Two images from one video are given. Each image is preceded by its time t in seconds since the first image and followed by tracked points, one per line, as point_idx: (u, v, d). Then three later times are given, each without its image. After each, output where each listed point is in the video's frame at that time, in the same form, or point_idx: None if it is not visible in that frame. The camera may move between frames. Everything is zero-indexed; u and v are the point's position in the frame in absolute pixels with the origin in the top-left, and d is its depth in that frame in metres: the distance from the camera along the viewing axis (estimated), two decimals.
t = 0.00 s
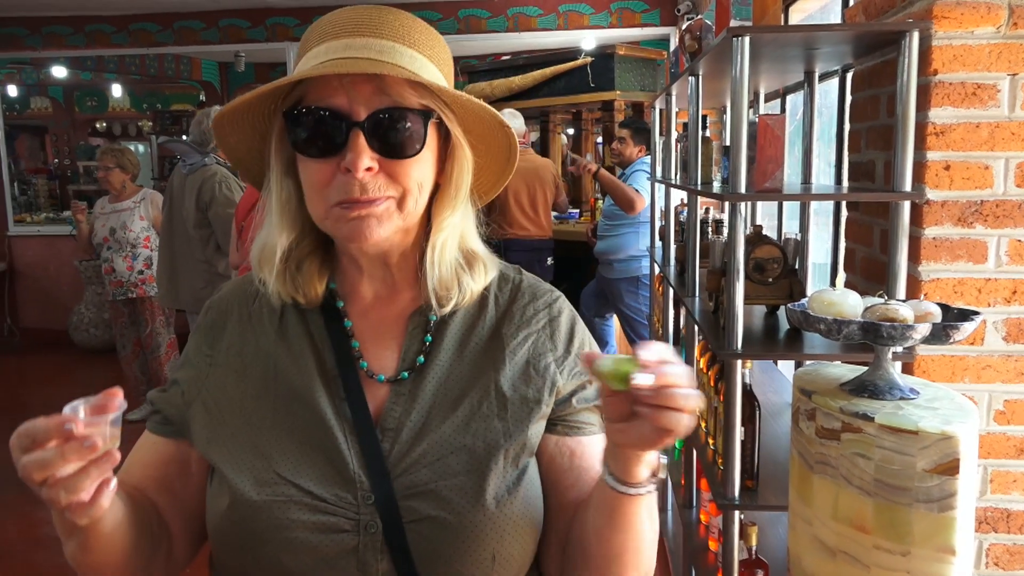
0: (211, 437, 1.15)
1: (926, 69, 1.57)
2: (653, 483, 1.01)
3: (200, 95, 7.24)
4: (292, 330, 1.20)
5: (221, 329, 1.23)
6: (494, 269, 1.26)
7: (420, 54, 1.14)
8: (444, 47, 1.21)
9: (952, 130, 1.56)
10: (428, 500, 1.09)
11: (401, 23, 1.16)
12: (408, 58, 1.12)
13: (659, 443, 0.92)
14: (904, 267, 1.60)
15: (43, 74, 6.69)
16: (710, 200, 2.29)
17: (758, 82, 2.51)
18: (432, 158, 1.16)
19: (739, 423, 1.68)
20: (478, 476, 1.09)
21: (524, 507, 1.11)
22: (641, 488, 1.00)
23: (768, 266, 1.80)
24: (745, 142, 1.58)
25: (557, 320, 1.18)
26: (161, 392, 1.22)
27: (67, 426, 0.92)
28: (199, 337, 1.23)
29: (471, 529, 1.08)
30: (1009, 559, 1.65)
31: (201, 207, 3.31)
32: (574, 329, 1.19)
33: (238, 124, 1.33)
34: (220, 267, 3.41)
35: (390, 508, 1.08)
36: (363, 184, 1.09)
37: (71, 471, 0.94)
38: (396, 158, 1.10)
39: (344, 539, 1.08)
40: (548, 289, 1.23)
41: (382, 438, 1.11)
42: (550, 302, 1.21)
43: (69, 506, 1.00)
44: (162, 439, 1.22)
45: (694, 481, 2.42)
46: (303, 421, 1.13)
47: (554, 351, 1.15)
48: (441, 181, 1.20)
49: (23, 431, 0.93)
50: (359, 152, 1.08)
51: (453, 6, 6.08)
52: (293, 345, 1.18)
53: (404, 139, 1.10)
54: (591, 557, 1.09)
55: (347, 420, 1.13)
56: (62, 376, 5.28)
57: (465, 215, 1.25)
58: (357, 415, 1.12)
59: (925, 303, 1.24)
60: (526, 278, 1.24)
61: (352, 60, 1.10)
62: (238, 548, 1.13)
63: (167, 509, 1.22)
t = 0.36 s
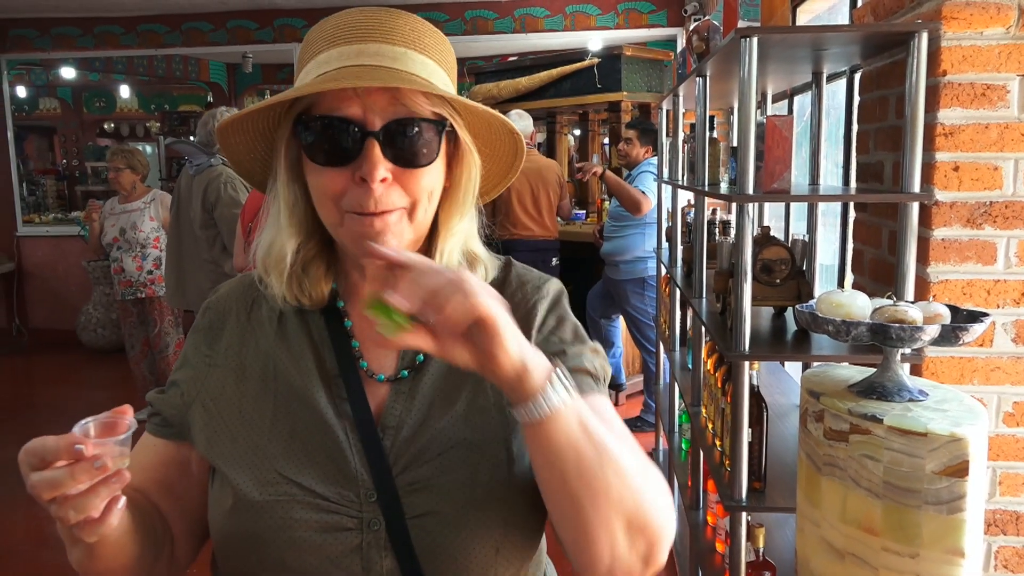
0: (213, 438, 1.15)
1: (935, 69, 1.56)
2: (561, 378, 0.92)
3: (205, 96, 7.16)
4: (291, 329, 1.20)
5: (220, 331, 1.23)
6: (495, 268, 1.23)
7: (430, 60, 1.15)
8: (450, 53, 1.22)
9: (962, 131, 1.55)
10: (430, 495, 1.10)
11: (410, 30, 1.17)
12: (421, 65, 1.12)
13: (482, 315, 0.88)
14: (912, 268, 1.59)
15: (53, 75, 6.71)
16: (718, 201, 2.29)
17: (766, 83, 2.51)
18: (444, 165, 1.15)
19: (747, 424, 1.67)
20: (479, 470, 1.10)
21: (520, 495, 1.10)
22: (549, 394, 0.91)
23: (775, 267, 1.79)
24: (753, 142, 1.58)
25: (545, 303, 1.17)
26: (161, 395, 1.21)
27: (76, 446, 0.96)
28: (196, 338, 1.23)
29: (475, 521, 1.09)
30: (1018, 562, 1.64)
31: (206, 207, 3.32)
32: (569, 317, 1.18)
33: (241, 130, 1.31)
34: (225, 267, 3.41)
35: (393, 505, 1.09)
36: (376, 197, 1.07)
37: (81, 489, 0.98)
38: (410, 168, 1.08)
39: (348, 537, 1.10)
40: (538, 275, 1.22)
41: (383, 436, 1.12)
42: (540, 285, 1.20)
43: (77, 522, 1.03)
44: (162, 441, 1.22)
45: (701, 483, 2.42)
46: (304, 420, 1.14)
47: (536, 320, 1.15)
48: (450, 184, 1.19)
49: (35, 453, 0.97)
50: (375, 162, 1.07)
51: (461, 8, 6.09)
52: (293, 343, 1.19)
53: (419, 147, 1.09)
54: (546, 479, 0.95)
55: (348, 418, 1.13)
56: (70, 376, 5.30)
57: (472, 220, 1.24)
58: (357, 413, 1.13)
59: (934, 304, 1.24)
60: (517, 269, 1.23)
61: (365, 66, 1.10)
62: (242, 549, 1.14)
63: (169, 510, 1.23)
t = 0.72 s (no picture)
0: (206, 440, 1.16)
1: (938, 71, 1.56)
2: (520, 316, 0.95)
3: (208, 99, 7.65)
4: (285, 330, 1.20)
5: (216, 332, 1.24)
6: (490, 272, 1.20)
7: (431, 61, 1.15)
8: (450, 54, 1.22)
9: (964, 133, 1.55)
10: (422, 499, 1.09)
11: (411, 32, 1.17)
12: (421, 69, 1.12)
13: (436, 243, 0.91)
14: (916, 271, 1.59)
15: (56, 78, 6.72)
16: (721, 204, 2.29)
17: (769, 86, 2.51)
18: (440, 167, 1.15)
19: (750, 427, 1.67)
20: (472, 469, 1.09)
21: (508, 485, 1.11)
22: (510, 326, 0.94)
23: (778, 270, 1.79)
24: (756, 145, 1.58)
25: (532, 289, 1.18)
26: (157, 396, 1.23)
27: (81, 456, 0.96)
28: (193, 339, 1.25)
29: (467, 523, 1.09)
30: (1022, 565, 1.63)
31: (210, 211, 3.31)
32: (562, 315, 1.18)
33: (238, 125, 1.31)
34: (229, 270, 3.42)
35: (385, 508, 1.08)
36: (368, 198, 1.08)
37: (85, 499, 0.96)
38: (405, 171, 1.09)
39: (341, 542, 1.09)
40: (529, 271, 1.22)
41: (376, 438, 1.11)
42: (529, 278, 1.21)
43: (80, 533, 1.00)
44: (160, 444, 1.24)
45: (704, 486, 2.42)
46: (297, 423, 1.14)
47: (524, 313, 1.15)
48: (447, 187, 1.19)
49: (37, 464, 0.96)
50: (370, 165, 1.07)
51: (463, 11, 6.11)
52: (286, 345, 1.19)
53: (415, 151, 1.09)
54: (511, 427, 0.94)
55: (342, 421, 1.13)
56: (72, 379, 5.31)
57: (469, 227, 1.23)
58: (350, 416, 1.12)
59: (937, 307, 1.23)
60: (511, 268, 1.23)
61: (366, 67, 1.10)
62: (236, 554, 1.13)
63: (168, 512, 1.23)
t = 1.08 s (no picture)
0: (187, 452, 1.16)
1: (934, 73, 1.56)
2: (500, 332, 0.94)
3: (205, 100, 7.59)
4: (267, 341, 1.21)
5: (200, 338, 1.26)
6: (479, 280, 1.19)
7: (413, 63, 1.14)
8: (434, 51, 1.21)
9: (960, 135, 1.56)
10: (402, 516, 1.09)
11: (392, 30, 1.15)
12: (403, 71, 1.11)
13: (414, 256, 0.91)
14: (912, 272, 1.59)
15: (52, 79, 6.72)
16: (719, 205, 2.30)
17: (766, 87, 2.51)
18: (425, 171, 1.14)
19: (746, 428, 1.67)
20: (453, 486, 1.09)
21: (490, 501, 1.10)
22: (488, 343, 0.93)
23: (775, 271, 1.79)
24: (752, 147, 1.58)
25: (519, 294, 1.17)
26: (141, 402, 1.24)
27: (46, 479, 0.93)
28: (178, 345, 1.26)
29: (446, 541, 1.08)
30: (1019, 566, 1.64)
31: (207, 212, 3.31)
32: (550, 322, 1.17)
33: (218, 130, 1.30)
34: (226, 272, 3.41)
35: (364, 525, 1.08)
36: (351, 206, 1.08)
37: (54, 521, 0.94)
38: (387, 178, 1.09)
39: (319, 559, 1.09)
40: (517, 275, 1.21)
41: (356, 452, 1.11)
42: (517, 283, 1.19)
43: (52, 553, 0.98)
44: (147, 450, 1.25)
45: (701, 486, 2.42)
46: (278, 436, 1.14)
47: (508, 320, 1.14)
48: (434, 195, 1.19)
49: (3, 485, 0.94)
50: (352, 173, 1.07)
51: (461, 12, 6.13)
52: (268, 357, 1.19)
53: (397, 156, 1.08)
54: (488, 449, 0.93)
55: (323, 434, 1.13)
56: (68, 380, 5.30)
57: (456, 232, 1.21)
58: (330, 430, 1.12)
59: (934, 308, 1.24)
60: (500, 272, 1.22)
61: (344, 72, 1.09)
62: (217, 567, 1.14)
63: (153, 517, 1.24)
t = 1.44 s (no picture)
0: (179, 452, 1.17)
1: (931, 73, 1.56)
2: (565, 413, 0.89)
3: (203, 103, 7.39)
4: (259, 343, 1.20)
5: (194, 338, 1.26)
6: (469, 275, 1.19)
7: (388, 54, 1.13)
8: (414, 43, 1.20)
9: (957, 134, 1.56)
10: (389, 522, 1.08)
11: (367, 24, 1.15)
12: (378, 63, 1.10)
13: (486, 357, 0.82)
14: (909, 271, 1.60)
15: (48, 80, 6.72)
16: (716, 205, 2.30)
17: (763, 87, 2.51)
18: (407, 163, 1.13)
19: (744, 428, 1.68)
20: (443, 495, 1.08)
21: (485, 518, 1.08)
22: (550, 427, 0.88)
23: (772, 271, 1.79)
24: (749, 147, 1.58)
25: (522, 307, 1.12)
26: (136, 405, 1.25)
27: (20, 471, 0.97)
28: (172, 344, 1.26)
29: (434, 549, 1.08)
30: (1016, 565, 1.64)
31: (204, 213, 3.32)
32: (556, 339, 1.13)
33: (205, 132, 1.31)
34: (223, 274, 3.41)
35: (349, 531, 1.08)
36: (334, 202, 1.07)
37: (27, 516, 0.98)
38: (367, 171, 1.08)
39: (304, 562, 1.09)
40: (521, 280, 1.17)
41: (344, 455, 1.11)
42: (519, 293, 1.14)
43: (26, 551, 1.01)
44: (140, 450, 1.26)
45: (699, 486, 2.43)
46: (267, 437, 1.14)
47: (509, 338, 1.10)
48: (419, 188, 1.18)
49: None
50: (328, 167, 1.06)
51: (458, 12, 6.13)
52: (259, 358, 1.19)
53: (375, 148, 1.08)
54: (527, 519, 0.96)
55: (311, 436, 1.13)
56: (65, 381, 5.29)
57: (443, 223, 1.20)
58: (319, 432, 1.12)
59: (931, 307, 1.24)
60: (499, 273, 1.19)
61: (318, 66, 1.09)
62: (205, 567, 1.15)
63: (145, 516, 1.25)
